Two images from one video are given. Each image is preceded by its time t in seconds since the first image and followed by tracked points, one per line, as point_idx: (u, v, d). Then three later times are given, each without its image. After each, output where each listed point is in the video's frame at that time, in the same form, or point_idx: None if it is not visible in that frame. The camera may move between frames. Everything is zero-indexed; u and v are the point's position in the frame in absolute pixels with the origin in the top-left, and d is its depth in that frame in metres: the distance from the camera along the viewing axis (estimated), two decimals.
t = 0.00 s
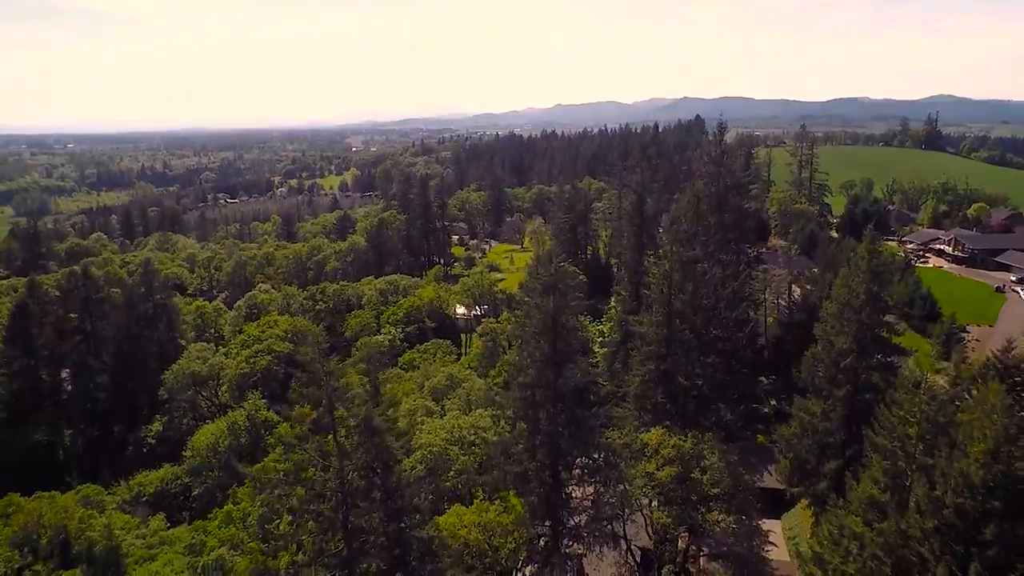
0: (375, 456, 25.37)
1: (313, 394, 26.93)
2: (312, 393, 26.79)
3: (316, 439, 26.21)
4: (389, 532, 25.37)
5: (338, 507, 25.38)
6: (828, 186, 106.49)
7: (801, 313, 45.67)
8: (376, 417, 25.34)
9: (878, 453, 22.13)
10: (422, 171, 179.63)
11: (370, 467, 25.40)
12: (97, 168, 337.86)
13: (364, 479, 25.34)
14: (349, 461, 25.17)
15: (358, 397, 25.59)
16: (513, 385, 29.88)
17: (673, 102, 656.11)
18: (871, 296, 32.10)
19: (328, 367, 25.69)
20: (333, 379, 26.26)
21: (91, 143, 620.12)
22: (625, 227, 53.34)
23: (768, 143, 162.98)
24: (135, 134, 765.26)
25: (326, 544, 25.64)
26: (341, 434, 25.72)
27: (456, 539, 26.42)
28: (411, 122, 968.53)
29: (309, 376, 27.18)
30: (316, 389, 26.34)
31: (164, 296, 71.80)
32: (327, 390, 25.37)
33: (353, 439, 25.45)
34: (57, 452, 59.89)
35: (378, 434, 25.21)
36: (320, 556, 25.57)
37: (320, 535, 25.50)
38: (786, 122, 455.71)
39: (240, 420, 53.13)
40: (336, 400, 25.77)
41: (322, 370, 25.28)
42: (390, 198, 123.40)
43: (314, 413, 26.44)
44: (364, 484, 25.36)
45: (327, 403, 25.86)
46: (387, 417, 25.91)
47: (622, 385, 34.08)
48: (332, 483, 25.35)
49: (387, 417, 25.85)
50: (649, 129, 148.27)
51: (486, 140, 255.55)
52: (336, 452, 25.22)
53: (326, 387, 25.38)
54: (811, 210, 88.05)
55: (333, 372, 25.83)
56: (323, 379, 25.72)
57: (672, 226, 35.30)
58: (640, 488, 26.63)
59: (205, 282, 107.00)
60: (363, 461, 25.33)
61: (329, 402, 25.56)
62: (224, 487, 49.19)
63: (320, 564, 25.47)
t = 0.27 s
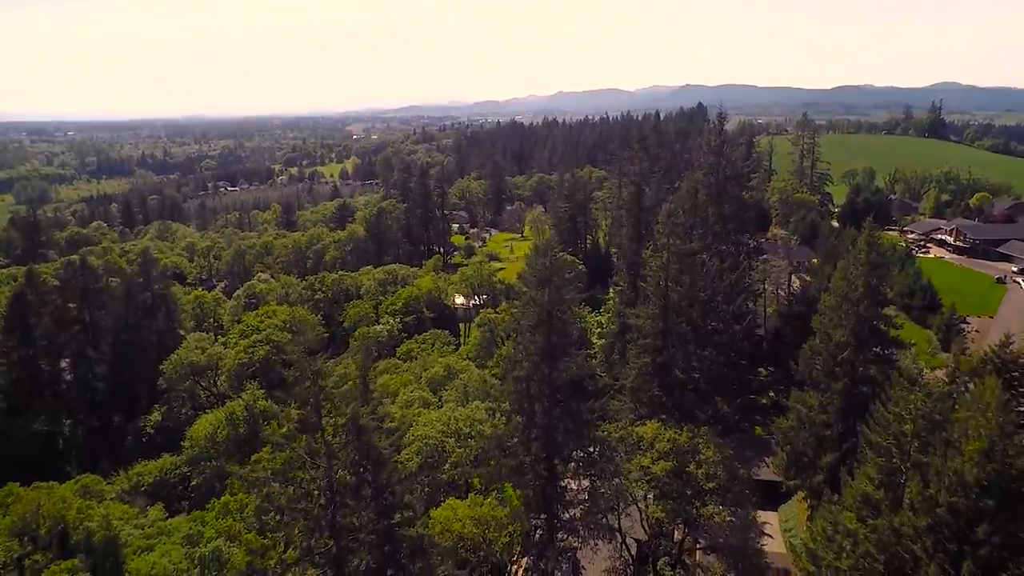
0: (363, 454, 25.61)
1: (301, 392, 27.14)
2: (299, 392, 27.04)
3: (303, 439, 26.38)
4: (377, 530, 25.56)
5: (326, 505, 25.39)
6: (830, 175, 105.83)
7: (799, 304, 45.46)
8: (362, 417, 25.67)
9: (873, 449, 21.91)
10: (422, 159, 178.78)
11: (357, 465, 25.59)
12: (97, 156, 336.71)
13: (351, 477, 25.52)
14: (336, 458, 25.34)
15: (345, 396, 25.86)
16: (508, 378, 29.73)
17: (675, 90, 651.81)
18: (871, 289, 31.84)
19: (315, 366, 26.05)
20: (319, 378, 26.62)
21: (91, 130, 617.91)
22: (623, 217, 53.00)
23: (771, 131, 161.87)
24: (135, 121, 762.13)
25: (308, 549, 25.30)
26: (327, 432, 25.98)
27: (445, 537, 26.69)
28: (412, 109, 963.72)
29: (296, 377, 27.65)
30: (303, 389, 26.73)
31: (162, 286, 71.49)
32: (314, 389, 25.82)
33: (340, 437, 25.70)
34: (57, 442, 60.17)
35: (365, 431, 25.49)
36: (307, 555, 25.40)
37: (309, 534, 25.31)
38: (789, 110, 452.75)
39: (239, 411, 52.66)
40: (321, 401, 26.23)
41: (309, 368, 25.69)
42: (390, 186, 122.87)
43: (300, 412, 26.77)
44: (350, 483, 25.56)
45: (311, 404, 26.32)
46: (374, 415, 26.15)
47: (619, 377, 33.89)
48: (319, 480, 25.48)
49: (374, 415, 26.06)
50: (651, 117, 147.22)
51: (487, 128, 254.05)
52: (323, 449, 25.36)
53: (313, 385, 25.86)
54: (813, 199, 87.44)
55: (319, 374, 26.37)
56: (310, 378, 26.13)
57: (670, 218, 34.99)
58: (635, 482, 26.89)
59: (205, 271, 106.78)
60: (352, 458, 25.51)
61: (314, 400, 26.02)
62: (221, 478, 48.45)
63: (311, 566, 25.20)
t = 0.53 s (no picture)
0: (352, 453, 25.55)
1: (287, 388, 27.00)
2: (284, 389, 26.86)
3: (290, 437, 26.29)
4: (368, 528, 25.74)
5: (315, 504, 25.37)
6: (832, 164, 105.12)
7: (798, 296, 45.21)
8: (349, 415, 25.53)
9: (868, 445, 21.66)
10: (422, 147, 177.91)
11: (346, 464, 25.57)
12: (96, 143, 335.48)
13: (340, 476, 25.58)
14: (325, 457, 25.32)
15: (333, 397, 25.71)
16: (502, 371, 29.56)
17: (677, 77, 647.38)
18: (869, 281, 31.53)
19: (302, 365, 25.66)
20: (305, 377, 26.06)
21: (90, 117, 615.44)
22: (622, 208, 52.65)
23: (773, 119, 160.74)
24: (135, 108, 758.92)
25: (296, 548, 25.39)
26: (312, 432, 25.80)
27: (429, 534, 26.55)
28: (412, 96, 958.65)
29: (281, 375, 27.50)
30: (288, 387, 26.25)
31: (160, 275, 72.56)
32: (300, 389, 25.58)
33: (328, 437, 25.58)
34: (57, 431, 60.19)
35: (352, 431, 25.38)
36: (297, 552, 25.48)
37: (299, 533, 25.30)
38: (792, 97, 449.60)
39: (236, 402, 52.44)
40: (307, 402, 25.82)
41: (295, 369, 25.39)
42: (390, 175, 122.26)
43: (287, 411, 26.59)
44: (339, 481, 25.61)
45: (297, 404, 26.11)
46: (362, 414, 26.00)
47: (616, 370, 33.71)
48: (307, 479, 25.41)
49: (362, 415, 25.94)
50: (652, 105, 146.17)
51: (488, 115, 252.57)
52: (311, 449, 25.31)
53: (299, 385, 25.60)
54: (814, 188, 86.93)
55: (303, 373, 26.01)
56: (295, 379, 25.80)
57: (667, 210, 34.68)
58: (630, 477, 26.76)
59: (204, 260, 106.54)
60: (341, 456, 25.49)
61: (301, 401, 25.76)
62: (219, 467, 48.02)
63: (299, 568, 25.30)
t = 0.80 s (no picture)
0: (340, 454, 25.67)
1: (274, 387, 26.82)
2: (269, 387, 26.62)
3: (277, 436, 26.48)
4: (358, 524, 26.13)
5: (303, 502, 25.71)
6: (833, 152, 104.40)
7: (796, 287, 44.97)
8: (335, 416, 25.59)
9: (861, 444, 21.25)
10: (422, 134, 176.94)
11: (333, 465, 25.72)
12: (95, 130, 333.93)
13: (328, 475, 25.76)
14: (311, 457, 25.46)
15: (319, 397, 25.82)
16: (495, 365, 29.36)
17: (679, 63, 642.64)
18: (868, 274, 31.22)
19: (288, 366, 25.55)
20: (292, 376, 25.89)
21: (89, 104, 612.39)
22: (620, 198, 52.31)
23: (775, 106, 159.59)
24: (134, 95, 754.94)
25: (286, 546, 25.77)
26: (299, 432, 25.86)
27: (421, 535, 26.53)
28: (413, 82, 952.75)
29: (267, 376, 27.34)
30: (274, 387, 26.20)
31: (157, 265, 71.46)
32: (286, 390, 25.62)
33: (315, 437, 25.67)
34: (56, 421, 59.80)
35: (338, 433, 25.47)
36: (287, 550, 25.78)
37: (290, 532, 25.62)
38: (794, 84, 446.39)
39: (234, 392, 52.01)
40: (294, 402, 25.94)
41: (280, 371, 25.38)
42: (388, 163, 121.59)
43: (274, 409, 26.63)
44: (327, 480, 25.82)
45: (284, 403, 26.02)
46: (349, 414, 26.10)
47: (612, 363, 33.56)
48: (295, 479, 25.61)
49: (348, 415, 26.01)
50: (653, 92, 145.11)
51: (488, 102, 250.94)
52: (297, 450, 25.39)
53: (285, 386, 25.65)
54: (815, 177, 86.33)
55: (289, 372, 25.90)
56: (281, 380, 25.81)
57: (663, 202, 34.40)
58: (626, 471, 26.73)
59: (203, 248, 106.22)
60: (328, 457, 25.62)
61: (286, 402, 25.85)
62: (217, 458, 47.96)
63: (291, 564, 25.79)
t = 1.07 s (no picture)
0: (327, 454, 25.87)
1: (265, 383, 26.64)
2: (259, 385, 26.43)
3: (266, 437, 27.02)
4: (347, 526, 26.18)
5: (291, 502, 26.19)
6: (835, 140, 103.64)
7: (794, 278, 44.79)
8: (321, 416, 25.88)
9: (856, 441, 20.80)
10: (422, 122, 175.83)
11: (320, 466, 26.01)
12: (95, 117, 332.14)
13: (316, 475, 26.11)
14: (298, 458, 25.87)
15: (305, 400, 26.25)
16: (489, 359, 29.18)
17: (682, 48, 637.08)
18: (866, 267, 31.05)
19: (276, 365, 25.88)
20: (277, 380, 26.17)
21: (89, 90, 609.38)
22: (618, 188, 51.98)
23: (777, 94, 158.32)
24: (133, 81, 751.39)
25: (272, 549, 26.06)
26: (286, 432, 26.23)
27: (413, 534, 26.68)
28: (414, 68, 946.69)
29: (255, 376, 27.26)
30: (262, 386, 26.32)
31: (156, 254, 71.44)
32: (273, 392, 26.12)
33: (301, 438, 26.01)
34: (56, 410, 59.91)
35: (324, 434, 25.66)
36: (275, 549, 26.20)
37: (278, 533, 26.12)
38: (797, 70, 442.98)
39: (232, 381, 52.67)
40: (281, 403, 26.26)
41: (266, 372, 25.88)
42: (387, 150, 120.85)
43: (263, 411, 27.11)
44: (315, 480, 26.15)
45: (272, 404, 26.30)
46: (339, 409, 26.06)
47: (608, 355, 33.43)
48: (283, 479, 26.09)
49: (335, 416, 26.29)
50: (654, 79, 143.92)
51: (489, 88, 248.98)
52: (283, 451, 25.78)
53: (272, 388, 26.18)
54: (816, 165, 85.76)
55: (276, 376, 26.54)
56: (268, 381, 26.36)
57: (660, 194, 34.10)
58: (620, 464, 27.02)
59: (202, 237, 105.92)
60: (315, 457, 25.93)
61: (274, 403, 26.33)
62: (216, 447, 48.25)
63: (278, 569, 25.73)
